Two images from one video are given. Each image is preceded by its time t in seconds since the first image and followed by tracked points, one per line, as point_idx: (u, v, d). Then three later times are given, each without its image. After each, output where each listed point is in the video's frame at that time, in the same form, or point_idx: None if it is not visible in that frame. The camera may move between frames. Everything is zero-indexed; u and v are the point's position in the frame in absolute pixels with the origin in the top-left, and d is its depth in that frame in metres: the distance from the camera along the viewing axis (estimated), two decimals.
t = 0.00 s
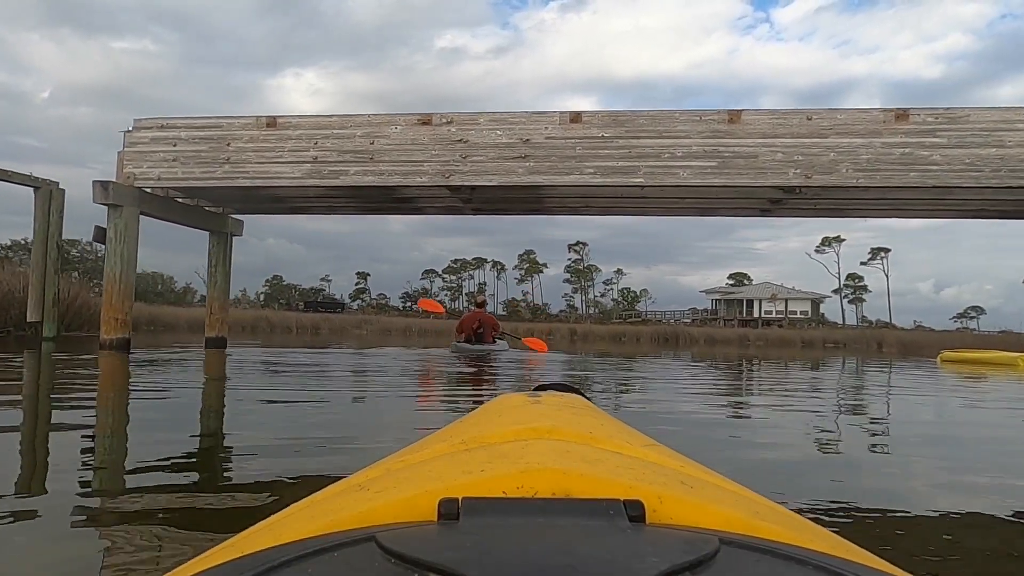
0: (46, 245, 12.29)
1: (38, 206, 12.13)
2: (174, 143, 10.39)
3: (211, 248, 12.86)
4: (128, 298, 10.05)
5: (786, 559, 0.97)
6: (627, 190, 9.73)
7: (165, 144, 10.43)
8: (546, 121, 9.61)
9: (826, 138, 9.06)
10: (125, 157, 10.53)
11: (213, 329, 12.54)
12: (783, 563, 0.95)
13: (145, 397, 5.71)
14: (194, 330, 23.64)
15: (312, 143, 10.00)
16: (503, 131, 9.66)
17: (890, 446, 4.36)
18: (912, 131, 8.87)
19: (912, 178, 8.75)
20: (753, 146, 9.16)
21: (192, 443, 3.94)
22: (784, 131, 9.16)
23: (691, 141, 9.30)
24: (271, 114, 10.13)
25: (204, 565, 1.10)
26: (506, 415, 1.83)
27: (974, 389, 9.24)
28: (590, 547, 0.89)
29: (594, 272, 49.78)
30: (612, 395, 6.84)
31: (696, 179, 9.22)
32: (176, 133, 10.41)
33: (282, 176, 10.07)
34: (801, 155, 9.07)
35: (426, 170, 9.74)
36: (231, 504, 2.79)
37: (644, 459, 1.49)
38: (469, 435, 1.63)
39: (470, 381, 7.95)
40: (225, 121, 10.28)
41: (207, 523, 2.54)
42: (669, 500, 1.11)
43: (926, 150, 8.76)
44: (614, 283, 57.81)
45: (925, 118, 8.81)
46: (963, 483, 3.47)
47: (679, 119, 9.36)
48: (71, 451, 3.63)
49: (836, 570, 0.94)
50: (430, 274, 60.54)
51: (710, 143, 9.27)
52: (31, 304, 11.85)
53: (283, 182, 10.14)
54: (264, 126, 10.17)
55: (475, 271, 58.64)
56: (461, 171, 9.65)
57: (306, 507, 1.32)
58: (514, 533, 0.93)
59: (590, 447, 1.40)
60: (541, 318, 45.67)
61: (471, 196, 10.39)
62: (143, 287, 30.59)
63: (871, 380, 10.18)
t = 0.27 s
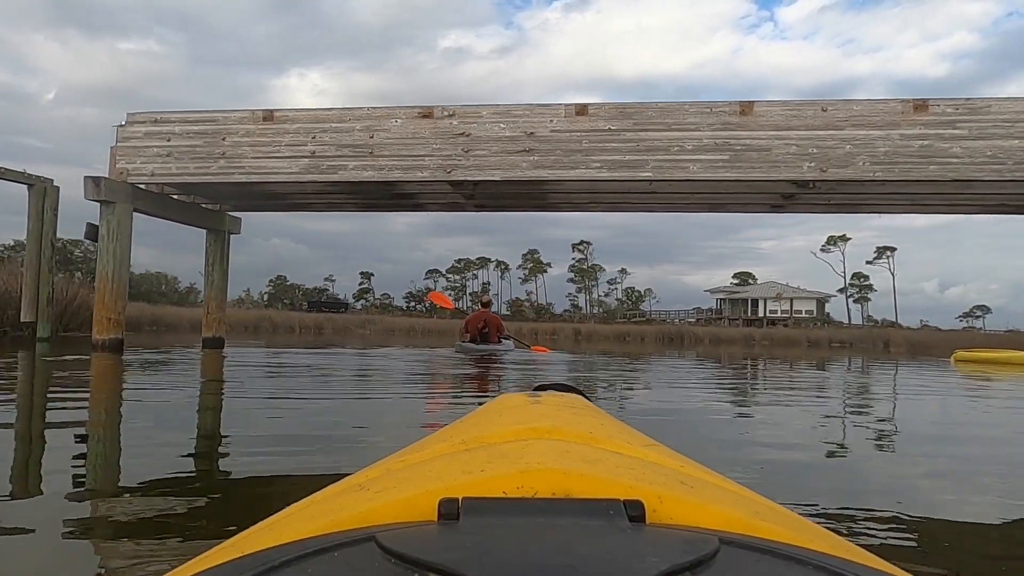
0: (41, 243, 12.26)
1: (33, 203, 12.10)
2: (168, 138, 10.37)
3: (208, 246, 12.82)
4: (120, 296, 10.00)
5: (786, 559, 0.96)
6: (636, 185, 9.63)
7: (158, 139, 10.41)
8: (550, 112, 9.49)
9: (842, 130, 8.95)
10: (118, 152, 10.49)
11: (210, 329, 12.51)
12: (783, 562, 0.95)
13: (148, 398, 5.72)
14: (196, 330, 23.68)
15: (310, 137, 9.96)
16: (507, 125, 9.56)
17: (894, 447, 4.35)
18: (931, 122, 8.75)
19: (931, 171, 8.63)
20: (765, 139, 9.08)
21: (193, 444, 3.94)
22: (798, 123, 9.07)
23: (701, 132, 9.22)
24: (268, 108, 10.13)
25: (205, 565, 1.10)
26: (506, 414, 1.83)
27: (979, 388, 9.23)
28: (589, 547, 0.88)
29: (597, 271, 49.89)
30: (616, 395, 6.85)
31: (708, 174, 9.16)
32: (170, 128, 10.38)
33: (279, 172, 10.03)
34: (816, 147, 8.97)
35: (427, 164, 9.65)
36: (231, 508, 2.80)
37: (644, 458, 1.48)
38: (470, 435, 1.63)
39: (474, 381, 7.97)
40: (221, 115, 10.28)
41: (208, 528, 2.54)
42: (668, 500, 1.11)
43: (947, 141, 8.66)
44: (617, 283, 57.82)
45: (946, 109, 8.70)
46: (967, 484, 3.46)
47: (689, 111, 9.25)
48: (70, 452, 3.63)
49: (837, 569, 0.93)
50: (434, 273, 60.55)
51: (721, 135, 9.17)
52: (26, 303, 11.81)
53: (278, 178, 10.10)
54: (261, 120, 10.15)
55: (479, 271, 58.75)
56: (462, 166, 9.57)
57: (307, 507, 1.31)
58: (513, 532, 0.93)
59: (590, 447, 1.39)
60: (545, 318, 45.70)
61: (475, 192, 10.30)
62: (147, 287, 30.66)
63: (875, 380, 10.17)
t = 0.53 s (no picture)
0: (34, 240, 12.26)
1: (25, 199, 12.11)
2: (161, 132, 10.26)
3: (205, 243, 12.81)
4: (111, 295, 9.97)
5: (787, 559, 0.95)
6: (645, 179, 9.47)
7: (151, 132, 10.29)
8: (553, 104, 9.37)
9: (859, 121, 8.76)
10: (110, 148, 10.34)
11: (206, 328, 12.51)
12: (784, 562, 0.94)
13: (151, 398, 5.71)
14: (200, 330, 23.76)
15: (308, 131, 9.88)
16: (511, 116, 9.43)
17: (898, 445, 4.35)
18: (951, 112, 8.58)
19: (952, 163, 8.45)
20: (779, 130, 8.92)
21: (196, 444, 3.94)
22: (812, 113, 8.90)
23: (712, 123, 9.07)
24: (264, 101, 10.05)
25: (204, 565, 1.10)
26: (506, 414, 1.82)
27: (984, 387, 9.22)
28: (589, 547, 0.88)
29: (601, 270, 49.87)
30: (620, 394, 6.85)
31: (718, 166, 9.00)
32: (163, 122, 10.27)
33: (276, 166, 9.97)
34: (831, 139, 8.80)
35: (428, 158, 9.56)
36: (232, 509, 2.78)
37: (644, 458, 1.48)
38: (470, 435, 1.62)
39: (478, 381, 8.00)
40: (216, 108, 10.16)
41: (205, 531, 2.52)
42: (669, 499, 1.10)
43: (968, 132, 8.48)
44: (622, 282, 57.78)
45: (967, 99, 8.52)
46: (971, 483, 3.45)
47: (700, 101, 9.09)
48: (73, 453, 3.64)
49: (838, 570, 0.92)
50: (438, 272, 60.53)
51: (732, 127, 9.03)
52: (19, 301, 11.79)
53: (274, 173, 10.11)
54: (257, 113, 10.07)
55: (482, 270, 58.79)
56: (464, 159, 9.46)
57: (307, 507, 1.31)
58: (513, 532, 0.92)
59: (590, 447, 1.39)
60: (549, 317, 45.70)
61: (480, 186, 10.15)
62: (150, 287, 30.70)
63: (880, 379, 10.16)
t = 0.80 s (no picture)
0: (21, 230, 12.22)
1: (12, 187, 12.10)
2: (148, 121, 10.02)
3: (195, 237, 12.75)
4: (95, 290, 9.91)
5: (786, 559, 0.96)
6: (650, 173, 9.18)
7: (138, 121, 10.06)
8: (553, 97, 9.11)
9: (870, 116, 8.47)
10: (95, 137, 10.15)
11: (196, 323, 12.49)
12: (784, 562, 0.94)
13: (145, 396, 5.69)
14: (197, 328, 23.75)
15: (300, 121, 9.57)
16: (509, 108, 9.19)
17: (896, 449, 4.34)
18: (967, 107, 8.28)
19: (967, 161, 8.18)
20: (790, 126, 8.63)
21: (191, 441, 3.93)
22: (822, 107, 8.60)
23: (719, 120, 8.77)
24: (254, 90, 9.75)
25: (204, 565, 1.10)
26: (506, 414, 1.83)
27: (983, 391, 9.21)
28: (589, 547, 0.88)
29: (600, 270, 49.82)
30: (618, 395, 6.84)
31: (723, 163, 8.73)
32: (151, 111, 10.02)
33: (266, 158, 9.68)
34: (842, 135, 8.51)
35: (424, 150, 9.29)
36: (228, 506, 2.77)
37: (644, 458, 1.48)
38: (470, 436, 1.62)
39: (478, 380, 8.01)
40: (204, 97, 9.87)
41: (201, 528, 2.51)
42: (668, 500, 1.10)
43: (984, 129, 8.18)
44: (621, 283, 57.73)
45: (983, 93, 8.21)
46: (968, 486, 3.45)
47: (707, 93, 8.80)
48: (65, 449, 3.62)
49: (838, 570, 0.93)
50: (436, 271, 60.38)
51: (740, 121, 8.73)
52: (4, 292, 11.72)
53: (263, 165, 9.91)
54: (246, 102, 9.78)
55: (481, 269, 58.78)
56: (460, 152, 9.21)
57: (307, 507, 1.31)
58: (513, 532, 0.93)
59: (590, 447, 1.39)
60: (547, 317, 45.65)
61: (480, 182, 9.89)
62: (147, 283, 30.65)
63: (878, 381, 10.15)
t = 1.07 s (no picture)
0: None
1: None
2: (119, 106, 9.25)
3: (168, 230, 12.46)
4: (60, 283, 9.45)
5: (784, 559, 0.97)
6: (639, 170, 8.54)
7: (109, 106, 9.29)
8: (540, 88, 8.48)
9: (868, 115, 7.92)
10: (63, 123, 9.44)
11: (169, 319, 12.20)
12: (782, 562, 0.96)
13: (125, 392, 5.61)
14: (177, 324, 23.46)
15: (276, 109, 8.85)
16: (496, 100, 8.51)
17: (879, 454, 4.38)
18: (966, 107, 7.75)
19: (966, 162, 7.62)
20: (785, 124, 8.08)
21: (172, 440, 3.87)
22: (818, 105, 8.06)
23: (712, 117, 8.21)
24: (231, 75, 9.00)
25: (202, 565, 1.10)
26: (506, 414, 1.83)
27: (963, 397, 9.30)
28: (589, 547, 0.89)
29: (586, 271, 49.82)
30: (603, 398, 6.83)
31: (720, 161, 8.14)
32: (121, 96, 9.26)
33: (243, 147, 8.92)
34: (840, 133, 7.97)
35: (405, 142, 8.60)
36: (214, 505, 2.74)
37: (643, 459, 1.49)
38: (470, 436, 1.63)
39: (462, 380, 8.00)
40: (179, 82, 9.12)
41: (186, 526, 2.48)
42: (668, 500, 1.12)
43: (984, 130, 7.64)
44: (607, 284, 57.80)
45: (980, 92, 7.69)
46: (949, 492, 3.49)
47: (700, 87, 8.23)
48: (41, 447, 3.55)
49: (835, 569, 0.94)
50: (421, 270, 60.16)
51: (734, 117, 8.19)
52: None
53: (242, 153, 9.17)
54: (224, 88, 9.02)
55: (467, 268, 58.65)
56: (443, 145, 8.54)
57: (305, 507, 1.32)
58: (513, 532, 0.94)
59: (589, 448, 1.40)
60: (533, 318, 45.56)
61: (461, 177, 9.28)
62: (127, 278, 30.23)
63: (861, 387, 10.23)
